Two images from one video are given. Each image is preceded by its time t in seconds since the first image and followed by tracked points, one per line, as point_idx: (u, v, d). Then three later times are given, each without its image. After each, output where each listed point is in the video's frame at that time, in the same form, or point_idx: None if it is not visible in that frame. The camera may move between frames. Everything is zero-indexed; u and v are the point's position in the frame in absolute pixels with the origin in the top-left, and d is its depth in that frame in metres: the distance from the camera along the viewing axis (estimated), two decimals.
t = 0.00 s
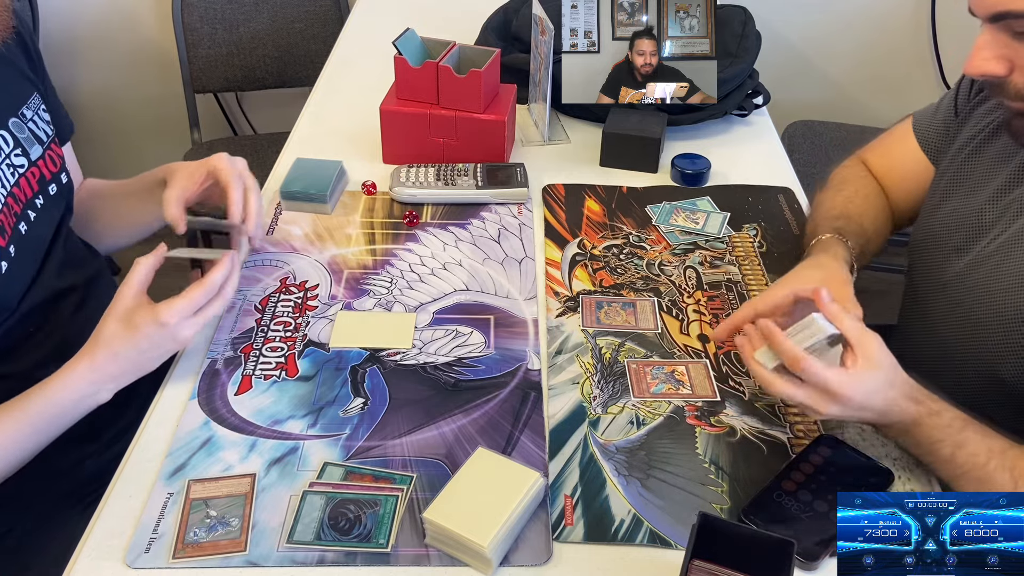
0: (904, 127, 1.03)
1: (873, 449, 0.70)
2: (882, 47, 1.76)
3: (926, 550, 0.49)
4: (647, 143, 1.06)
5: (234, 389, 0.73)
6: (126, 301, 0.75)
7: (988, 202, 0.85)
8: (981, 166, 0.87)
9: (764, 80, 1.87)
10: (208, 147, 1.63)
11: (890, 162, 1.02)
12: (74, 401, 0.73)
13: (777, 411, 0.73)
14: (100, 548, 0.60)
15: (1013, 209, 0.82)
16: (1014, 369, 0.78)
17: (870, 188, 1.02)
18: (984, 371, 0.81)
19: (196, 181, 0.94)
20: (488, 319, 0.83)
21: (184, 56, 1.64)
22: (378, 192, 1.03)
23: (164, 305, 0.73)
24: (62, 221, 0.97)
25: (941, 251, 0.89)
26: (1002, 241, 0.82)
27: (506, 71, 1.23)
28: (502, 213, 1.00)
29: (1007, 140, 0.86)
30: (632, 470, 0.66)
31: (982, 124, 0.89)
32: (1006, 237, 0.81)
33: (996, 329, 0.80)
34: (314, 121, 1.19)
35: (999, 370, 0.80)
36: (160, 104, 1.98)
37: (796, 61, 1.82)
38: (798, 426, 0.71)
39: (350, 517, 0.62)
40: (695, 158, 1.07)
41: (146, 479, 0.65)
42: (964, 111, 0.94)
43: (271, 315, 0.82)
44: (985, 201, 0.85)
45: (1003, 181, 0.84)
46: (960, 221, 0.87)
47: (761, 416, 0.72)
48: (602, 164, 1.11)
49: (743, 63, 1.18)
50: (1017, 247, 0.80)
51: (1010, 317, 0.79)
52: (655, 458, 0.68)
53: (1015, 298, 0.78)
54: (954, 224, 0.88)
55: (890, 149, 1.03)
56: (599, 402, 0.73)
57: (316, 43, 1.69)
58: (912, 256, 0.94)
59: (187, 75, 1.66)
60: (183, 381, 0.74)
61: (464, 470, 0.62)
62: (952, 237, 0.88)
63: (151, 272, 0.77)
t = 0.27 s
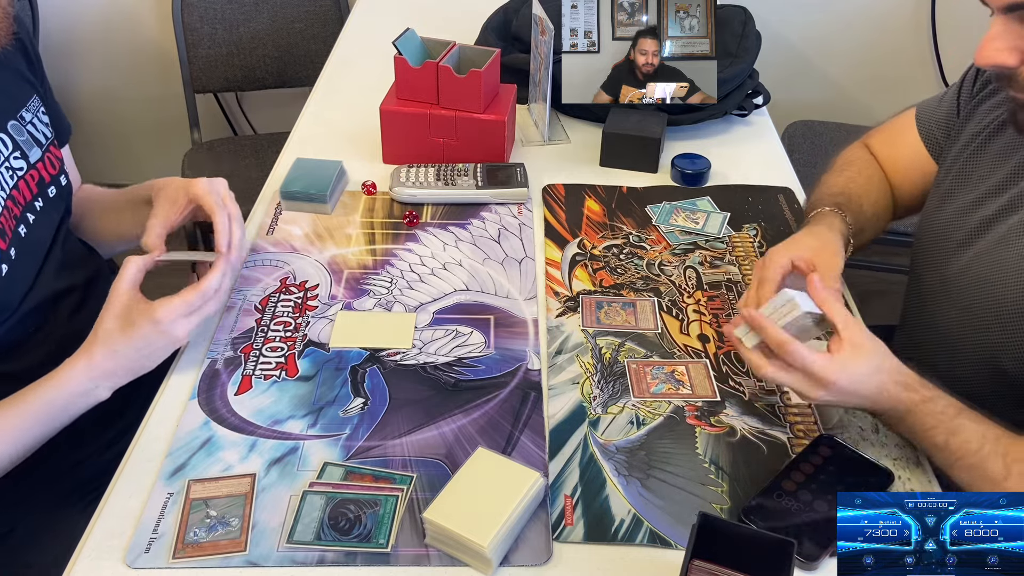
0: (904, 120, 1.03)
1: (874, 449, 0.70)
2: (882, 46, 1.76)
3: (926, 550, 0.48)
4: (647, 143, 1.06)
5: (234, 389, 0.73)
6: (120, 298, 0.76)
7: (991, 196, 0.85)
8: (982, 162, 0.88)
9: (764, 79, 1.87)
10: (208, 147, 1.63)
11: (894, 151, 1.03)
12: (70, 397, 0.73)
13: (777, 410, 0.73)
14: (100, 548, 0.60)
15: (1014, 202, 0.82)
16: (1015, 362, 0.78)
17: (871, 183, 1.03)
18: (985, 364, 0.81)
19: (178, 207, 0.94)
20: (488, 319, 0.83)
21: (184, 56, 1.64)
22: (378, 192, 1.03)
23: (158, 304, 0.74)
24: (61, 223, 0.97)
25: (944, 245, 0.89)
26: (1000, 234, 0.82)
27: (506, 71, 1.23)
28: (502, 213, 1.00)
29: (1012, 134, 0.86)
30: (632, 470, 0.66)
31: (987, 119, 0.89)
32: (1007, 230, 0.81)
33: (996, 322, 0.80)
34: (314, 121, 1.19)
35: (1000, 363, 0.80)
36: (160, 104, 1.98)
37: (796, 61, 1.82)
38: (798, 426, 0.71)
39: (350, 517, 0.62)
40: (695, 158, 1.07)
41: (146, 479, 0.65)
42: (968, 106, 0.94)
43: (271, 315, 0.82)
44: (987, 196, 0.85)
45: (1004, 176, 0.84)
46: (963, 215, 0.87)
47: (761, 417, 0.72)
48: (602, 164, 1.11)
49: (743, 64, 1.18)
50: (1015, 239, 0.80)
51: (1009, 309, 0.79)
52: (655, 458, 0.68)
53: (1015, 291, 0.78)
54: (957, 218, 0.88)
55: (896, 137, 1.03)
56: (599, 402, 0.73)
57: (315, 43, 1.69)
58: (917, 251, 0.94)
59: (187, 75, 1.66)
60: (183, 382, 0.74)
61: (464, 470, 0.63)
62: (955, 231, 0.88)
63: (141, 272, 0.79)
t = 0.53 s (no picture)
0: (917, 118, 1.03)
1: (874, 449, 0.70)
2: (882, 46, 1.76)
3: (926, 550, 0.48)
4: (647, 143, 1.06)
5: (234, 389, 0.73)
6: (129, 294, 0.76)
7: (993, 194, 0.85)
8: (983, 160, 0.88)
9: (764, 79, 1.87)
10: (209, 147, 1.63)
11: (902, 149, 1.03)
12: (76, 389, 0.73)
13: (777, 410, 0.73)
14: (100, 548, 0.60)
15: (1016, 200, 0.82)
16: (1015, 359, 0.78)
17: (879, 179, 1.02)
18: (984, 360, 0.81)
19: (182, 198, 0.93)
20: (488, 319, 0.83)
21: (184, 56, 1.64)
22: (378, 192, 1.03)
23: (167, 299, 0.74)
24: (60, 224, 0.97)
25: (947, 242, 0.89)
26: (1002, 232, 0.82)
27: (506, 71, 1.23)
28: (502, 213, 1.00)
29: (1014, 133, 0.86)
30: (632, 470, 0.66)
31: (989, 118, 0.89)
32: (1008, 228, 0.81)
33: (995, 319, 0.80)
34: (314, 121, 1.19)
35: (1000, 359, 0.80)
36: (160, 104, 1.98)
37: (796, 61, 1.82)
38: (798, 426, 0.71)
39: (350, 517, 0.62)
40: (695, 158, 1.07)
41: (146, 479, 0.65)
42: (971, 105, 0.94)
43: (271, 315, 0.82)
44: (989, 194, 0.85)
45: (1006, 174, 0.84)
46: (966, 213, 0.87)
47: (761, 416, 0.72)
48: (602, 164, 1.11)
49: (744, 63, 1.18)
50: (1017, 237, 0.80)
51: (1009, 306, 0.79)
52: (655, 458, 0.68)
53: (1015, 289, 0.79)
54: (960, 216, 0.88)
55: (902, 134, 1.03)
56: (599, 402, 0.73)
57: (315, 43, 1.69)
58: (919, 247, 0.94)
59: (187, 75, 1.66)
60: (183, 382, 0.74)
61: (464, 470, 0.63)
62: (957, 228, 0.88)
63: (151, 271, 0.78)
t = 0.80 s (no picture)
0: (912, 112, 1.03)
1: (874, 449, 0.70)
2: (882, 46, 1.76)
3: (926, 550, 0.48)
4: (647, 143, 1.06)
5: (234, 389, 0.73)
6: (113, 329, 0.72)
7: (993, 197, 0.85)
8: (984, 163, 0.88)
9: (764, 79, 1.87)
10: (209, 147, 1.63)
11: (894, 146, 1.03)
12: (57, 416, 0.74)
13: (777, 410, 0.73)
14: (100, 548, 0.60)
15: (1015, 204, 0.82)
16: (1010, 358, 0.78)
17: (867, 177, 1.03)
18: (981, 363, 0.81)
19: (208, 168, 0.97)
20: (488, 319, 0.83)
21: (184, 56, 1.64)
22: (378, 192, 1.03)
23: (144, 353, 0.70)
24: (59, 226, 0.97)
25: (947, 242, 0.89)
26: (1002, 236, 0.82)
27: (506, 71, 1.23)
28: (502, 213, 1.00)
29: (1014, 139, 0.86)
30: (632, 470, 0.66)
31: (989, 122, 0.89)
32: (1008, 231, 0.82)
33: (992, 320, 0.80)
34: (314, 121, 1.19)
35: (997, 359, 0.80)
36: (160, 104, 1.98)
37: (796, 61, 1.82)
38: (798, 426, 0.71)
39: (350, 517, 0.62)
40: (695, 158, 1.07)
41: (146, 479, 0.65)
42: (968, 110, 0.94)
43: (271, 315, 0.82)
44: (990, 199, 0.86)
45: (1006, 179, 0.84)
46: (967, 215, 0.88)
47: (761, 416, 0.72)
48: (602, 164, 1.11)
49: (744, 63, 1.18)
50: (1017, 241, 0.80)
51: (1009, 310, 0.79)
52: (655, 458, 0.68)
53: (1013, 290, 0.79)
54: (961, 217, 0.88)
55: (895, 130, 1.03)
56: (599, 402, 0.73)
57: (316, 43, 1.69)
58: (918, 250, 0.94)
59: (187, 75, 1.66)
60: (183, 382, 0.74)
61: (464, 470, 0.63)
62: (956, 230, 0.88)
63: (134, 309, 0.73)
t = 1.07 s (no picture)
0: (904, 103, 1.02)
1: (874, 449, 0.70)
2: (882, 46, 1.76)
3: (926, 550, 0.48)
4: (647, 143, 1.06)
5: (234, 389, 0.73)
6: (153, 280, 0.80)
7: (994, 199, 0.85)
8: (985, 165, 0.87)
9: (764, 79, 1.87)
10: (209, 147, 1.63)
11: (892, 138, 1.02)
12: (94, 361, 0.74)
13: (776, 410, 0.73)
14: (100, 548, 0.60)
15: (1015, 208, 0.82)
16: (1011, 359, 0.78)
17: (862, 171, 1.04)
18: (981, 364, 0.81)
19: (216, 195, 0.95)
20: (488, 320, 0.83)
21: (184, 56, 1.64)
22: (378, 192, 1.03)
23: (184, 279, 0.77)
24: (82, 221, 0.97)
25: (948, 244, 0.89)
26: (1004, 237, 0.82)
27: (506, 71, 1.23)
28: (502, 213, 1.00)
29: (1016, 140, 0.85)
30: (632, 470, 0.66)
31: (990, 123, 0.89)
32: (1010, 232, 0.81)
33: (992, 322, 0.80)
34: (315, 121, 1.19)
35: (998, 360, 0.79)
36: (160, 104, 1.98)
37: (796, 61, 1.82)
38: (798, 426, 0.71)
39: (350, 517, 0.62)
40: (695, 158, 1.07)
41: (146, 479, 0.65)
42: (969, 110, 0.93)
43: (271, 315, 0.82)
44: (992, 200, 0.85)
45: (1009, 180, 0.84)
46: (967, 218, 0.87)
47: (761, 416, 0.72)
48: (602, 165, 1.11)
49: (743, 64, 1.18)
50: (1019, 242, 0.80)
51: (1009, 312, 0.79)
52: (655, 457, 0.68)
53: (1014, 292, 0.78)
54: (962, 219, 0.88)
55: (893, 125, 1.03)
56: (599, 402, 0.73)
57: (316, 43, 1.69)
58: (919, 251, 0.94)
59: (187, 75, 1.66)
60: (183, 382, 0.74)
61: (464, 470, 0.63)
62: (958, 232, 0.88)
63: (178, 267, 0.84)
